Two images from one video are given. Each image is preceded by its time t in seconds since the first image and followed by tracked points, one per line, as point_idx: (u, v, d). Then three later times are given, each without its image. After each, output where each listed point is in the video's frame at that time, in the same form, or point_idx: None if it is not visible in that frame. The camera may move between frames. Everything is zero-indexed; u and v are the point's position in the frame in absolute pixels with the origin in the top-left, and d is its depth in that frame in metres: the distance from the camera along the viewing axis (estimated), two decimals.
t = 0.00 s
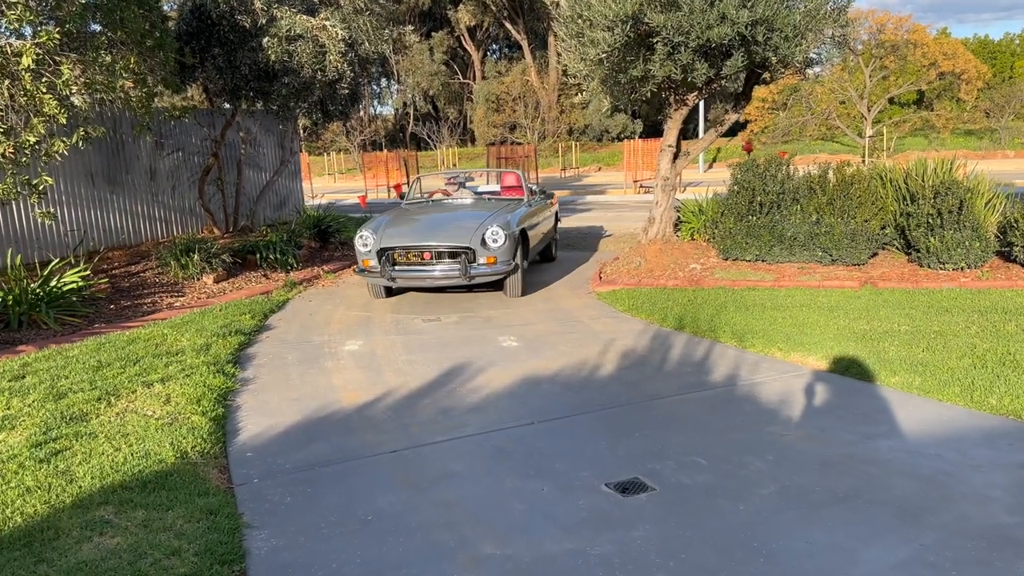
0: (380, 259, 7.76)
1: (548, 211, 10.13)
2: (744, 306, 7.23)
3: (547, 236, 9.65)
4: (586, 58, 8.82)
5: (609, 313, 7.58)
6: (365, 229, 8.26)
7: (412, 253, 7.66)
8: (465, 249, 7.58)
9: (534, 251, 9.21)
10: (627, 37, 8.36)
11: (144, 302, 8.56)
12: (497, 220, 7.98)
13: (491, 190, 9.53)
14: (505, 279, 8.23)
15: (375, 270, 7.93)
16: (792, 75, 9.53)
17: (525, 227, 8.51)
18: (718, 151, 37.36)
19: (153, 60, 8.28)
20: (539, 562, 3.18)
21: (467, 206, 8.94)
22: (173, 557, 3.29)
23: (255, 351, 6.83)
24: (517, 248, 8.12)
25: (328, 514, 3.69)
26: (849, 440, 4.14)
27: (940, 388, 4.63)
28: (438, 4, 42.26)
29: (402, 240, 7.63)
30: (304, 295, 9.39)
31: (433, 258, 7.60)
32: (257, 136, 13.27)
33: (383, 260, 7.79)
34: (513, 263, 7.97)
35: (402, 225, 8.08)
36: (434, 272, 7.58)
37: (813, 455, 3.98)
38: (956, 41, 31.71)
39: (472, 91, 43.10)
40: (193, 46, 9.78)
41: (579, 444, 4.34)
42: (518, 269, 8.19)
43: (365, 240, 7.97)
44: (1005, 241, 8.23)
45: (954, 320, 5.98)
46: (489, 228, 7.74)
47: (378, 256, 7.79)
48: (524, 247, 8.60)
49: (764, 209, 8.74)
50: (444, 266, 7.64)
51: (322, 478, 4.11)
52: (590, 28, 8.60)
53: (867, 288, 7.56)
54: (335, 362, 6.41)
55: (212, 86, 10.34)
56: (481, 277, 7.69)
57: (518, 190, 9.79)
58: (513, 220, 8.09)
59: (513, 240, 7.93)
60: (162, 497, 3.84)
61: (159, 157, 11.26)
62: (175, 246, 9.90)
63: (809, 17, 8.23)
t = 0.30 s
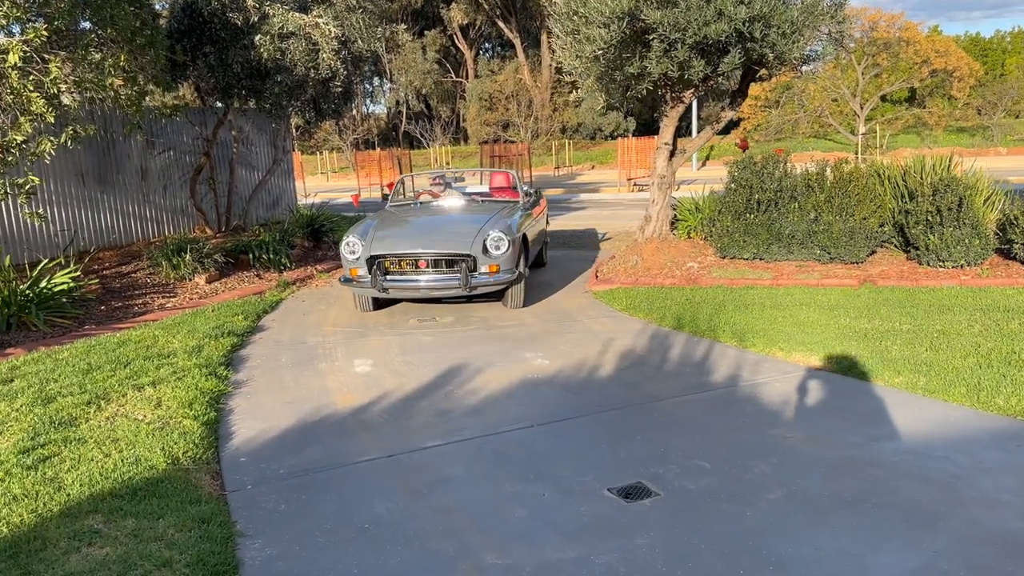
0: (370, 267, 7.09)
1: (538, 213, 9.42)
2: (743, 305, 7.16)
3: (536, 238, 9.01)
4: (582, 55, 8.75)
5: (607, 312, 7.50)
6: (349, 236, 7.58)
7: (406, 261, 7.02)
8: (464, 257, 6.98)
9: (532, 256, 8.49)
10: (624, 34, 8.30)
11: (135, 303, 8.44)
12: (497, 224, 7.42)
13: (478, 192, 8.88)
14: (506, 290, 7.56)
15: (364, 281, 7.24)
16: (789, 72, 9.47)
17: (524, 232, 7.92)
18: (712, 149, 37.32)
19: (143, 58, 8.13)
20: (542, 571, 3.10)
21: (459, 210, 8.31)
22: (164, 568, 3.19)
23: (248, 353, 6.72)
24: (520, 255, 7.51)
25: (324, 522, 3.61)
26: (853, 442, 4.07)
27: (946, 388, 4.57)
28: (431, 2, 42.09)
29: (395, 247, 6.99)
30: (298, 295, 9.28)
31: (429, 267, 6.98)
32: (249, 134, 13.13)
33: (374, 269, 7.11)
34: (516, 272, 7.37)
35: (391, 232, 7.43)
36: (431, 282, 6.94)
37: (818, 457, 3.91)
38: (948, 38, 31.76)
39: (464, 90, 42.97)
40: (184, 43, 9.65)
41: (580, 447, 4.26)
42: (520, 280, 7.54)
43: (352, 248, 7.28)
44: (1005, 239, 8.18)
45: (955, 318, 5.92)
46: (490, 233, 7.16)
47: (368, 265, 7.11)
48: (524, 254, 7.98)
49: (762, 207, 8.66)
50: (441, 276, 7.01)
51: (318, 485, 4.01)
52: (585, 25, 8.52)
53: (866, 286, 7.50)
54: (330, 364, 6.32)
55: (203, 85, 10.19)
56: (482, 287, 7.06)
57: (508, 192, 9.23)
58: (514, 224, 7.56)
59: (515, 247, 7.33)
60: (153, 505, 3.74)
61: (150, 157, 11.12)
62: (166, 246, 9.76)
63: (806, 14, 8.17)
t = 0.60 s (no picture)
0: (356, 286, 6.22)
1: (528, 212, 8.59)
2: (739, 307, 7.07)
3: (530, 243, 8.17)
4: (573, 54, 8.65)
5: (601, 315, 7.38)
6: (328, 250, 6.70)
7: (396, 277, 6.15)
8: (464, 272, 6.16)
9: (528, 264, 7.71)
10: (616, 33, 8.21)
11: (118, 308, 8.24)
12: (497, 233, 6.62)
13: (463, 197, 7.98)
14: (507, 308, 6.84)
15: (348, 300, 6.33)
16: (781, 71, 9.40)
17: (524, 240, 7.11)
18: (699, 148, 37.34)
19: (125, 58, 7.82)
20: None
21: (446, 215, 7.44)
22: None
23: (234, 360, 6.56)
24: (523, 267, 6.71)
25: (316, 540, 3.47)
26: (858, 449, 3.98)
27: (949, 393, 4.49)
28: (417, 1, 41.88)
29: (384, 262, 6.15)
30: (285, 299, 9.10)
31: (425, 284, 6.13)
32: (234, 135, 12.92)
33: (360, 287, 6.24)
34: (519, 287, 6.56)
35: (377, 243, 6.57)
36: (426, 301, 6.09)
37: (823, 467, 3.81)
38: (933, 38, 31.96)
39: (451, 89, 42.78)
40: (168, 43, 9.42)
41: (578, 458, 4.14)
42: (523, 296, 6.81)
43: (333, 264, 6.39)
44: (999, 238, 8.14)
45: (954, 320, 5.86)
46: (491, 244, 6.35)
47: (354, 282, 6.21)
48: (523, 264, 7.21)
49: (755, 207, 8.56)
50: (437, 294, 6.18)
51: (308, 502, 3.87)
52: (577, 24, 8.41)
53: (862, 287, 7.44)
54: (318, 371, 6.17)
55: (187, 85, 9.98)
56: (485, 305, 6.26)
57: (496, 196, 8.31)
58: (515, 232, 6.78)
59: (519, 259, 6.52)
60: (136, 523, 3.59)
61: (133, 158, 10.89)
62: (150, 249, 9.55)
63: (800, 12, 8.08)
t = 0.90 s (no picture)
0: (344, 306, 5.49)
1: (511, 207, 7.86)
2: (726, 308, 7.03)
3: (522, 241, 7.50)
4: (555, 54, 8.62)
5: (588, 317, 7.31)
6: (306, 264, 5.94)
7: (391, 296, 5.44)
8: (469, 288, 5.49)
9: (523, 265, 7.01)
10: (599, 32, 8.16)
11: (93, 315, 8.02)
12: (501, 242, 5.96)
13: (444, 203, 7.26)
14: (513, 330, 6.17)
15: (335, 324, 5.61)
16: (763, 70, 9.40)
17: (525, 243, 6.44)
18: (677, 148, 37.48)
19: (98, 58, 7.61)
20: None
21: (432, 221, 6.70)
22: None
23: (215, 367, 6.40)
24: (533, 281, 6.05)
25: (306, 558, 3.36)
26: (855, 451, 3.95)
27: (942, 394, 4.47)
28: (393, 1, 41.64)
29: (376, 279, 5.43)
30: (265, 303, 8.93)
31: (424, 303, 5.45)
32: (210, 136, 12.69)
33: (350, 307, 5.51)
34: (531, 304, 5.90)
35: (364, 254, 5.84)
36: (427, 322, 5.40)
37: (821, 471, 3.77)
38: (906, 37, 32.35)
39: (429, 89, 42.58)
40: (142, 43, 9.17)
41: (573, 466, 4.07)
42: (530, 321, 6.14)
43: (315, 282, 5.63)
44: (981, 237, 8.21)
45: (942, 320, 5.87)
46: (498, 256, 5.69)
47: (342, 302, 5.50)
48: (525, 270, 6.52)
49: (740, 208, 8.58)
50: (439, 313, 5.49)
51: (297, 517, 3.76)
52: (560, 23, 8.34)
53: (848, 287, 7.44)
54: (302, 378, 6.04)
55: (163, 85, 9.77)
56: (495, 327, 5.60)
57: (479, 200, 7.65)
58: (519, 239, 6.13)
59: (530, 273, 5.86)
60: (118, 543, 3.45)
61: (107, 160, 10.64)
62: (125, 253, 9.33)
63: (784, 11, 8.07)
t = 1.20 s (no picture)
0: (346, 327, 4.76)
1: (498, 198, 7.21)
2: (713, 307, 7.03)
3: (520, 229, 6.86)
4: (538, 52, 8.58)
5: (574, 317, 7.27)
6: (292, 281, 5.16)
7: (399, 314, 4.72)
8: (488, 304, 4.83)
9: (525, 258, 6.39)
10: (583, 30, 8.11)
11: (67, 319, 7.80)
12: (516, 251, 5.34)
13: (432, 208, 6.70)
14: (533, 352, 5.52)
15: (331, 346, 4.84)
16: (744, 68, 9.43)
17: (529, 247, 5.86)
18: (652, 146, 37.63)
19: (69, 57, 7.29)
20: None
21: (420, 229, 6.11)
22: None
23: (195, 371, 6.26)
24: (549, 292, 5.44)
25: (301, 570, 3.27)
26: (855, 451, 3.93)
27: (935, 392, 4.49)
28: None
29: (382, 295, 4.70)
30: (244, 305, 8.76)
31: (438, 322, 4.75)
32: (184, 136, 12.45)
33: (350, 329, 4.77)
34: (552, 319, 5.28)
35: (359, 266, 5.09)
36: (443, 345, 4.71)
37: (820, 472, 3.75)
38: (877, 37, 32.78)
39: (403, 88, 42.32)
40: (115, 40, 8.93)
41: (570, 470, 4.01)
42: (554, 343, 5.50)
43: (308, 300, 4.84)
44: (962, 234, 8.34)
45: (928, 316, 5.91)
46: (518, 267, 5.04)
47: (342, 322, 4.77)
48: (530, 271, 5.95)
49: (723, 206, 8.60)
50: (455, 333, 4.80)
51: (289, 527, 3.65)
52: (543, 20, 8.29)
53: (831, 284, 7.47)
54: (286, 382, 5.92)
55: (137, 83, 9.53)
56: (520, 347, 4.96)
57: (468, 205, 7.05)
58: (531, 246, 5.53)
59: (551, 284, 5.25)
60: (103, 557, 3.33)
61: (79, 160, 10.38)
62: (99, 255, 9.10)
63: (766, 9, 8.09)
